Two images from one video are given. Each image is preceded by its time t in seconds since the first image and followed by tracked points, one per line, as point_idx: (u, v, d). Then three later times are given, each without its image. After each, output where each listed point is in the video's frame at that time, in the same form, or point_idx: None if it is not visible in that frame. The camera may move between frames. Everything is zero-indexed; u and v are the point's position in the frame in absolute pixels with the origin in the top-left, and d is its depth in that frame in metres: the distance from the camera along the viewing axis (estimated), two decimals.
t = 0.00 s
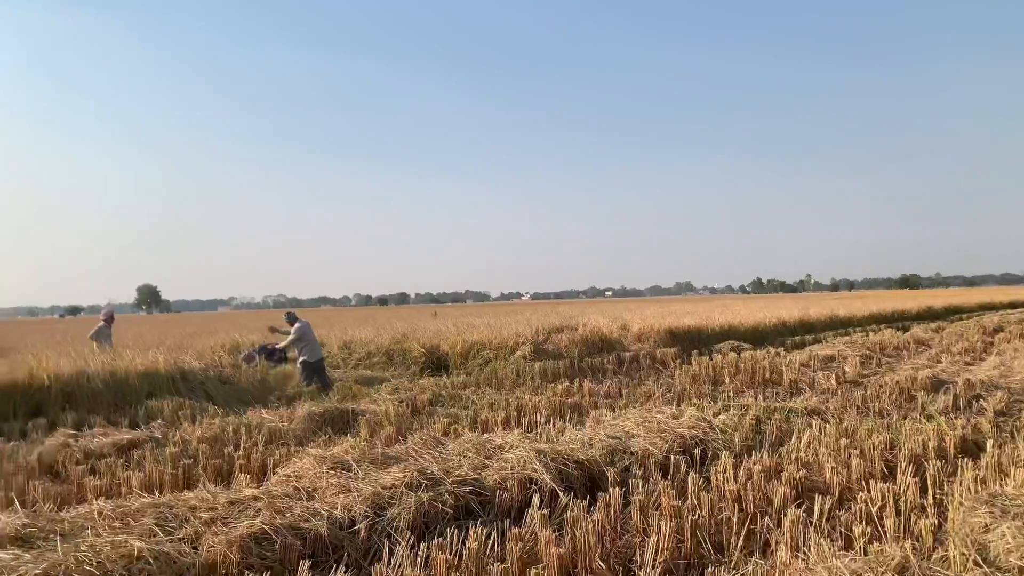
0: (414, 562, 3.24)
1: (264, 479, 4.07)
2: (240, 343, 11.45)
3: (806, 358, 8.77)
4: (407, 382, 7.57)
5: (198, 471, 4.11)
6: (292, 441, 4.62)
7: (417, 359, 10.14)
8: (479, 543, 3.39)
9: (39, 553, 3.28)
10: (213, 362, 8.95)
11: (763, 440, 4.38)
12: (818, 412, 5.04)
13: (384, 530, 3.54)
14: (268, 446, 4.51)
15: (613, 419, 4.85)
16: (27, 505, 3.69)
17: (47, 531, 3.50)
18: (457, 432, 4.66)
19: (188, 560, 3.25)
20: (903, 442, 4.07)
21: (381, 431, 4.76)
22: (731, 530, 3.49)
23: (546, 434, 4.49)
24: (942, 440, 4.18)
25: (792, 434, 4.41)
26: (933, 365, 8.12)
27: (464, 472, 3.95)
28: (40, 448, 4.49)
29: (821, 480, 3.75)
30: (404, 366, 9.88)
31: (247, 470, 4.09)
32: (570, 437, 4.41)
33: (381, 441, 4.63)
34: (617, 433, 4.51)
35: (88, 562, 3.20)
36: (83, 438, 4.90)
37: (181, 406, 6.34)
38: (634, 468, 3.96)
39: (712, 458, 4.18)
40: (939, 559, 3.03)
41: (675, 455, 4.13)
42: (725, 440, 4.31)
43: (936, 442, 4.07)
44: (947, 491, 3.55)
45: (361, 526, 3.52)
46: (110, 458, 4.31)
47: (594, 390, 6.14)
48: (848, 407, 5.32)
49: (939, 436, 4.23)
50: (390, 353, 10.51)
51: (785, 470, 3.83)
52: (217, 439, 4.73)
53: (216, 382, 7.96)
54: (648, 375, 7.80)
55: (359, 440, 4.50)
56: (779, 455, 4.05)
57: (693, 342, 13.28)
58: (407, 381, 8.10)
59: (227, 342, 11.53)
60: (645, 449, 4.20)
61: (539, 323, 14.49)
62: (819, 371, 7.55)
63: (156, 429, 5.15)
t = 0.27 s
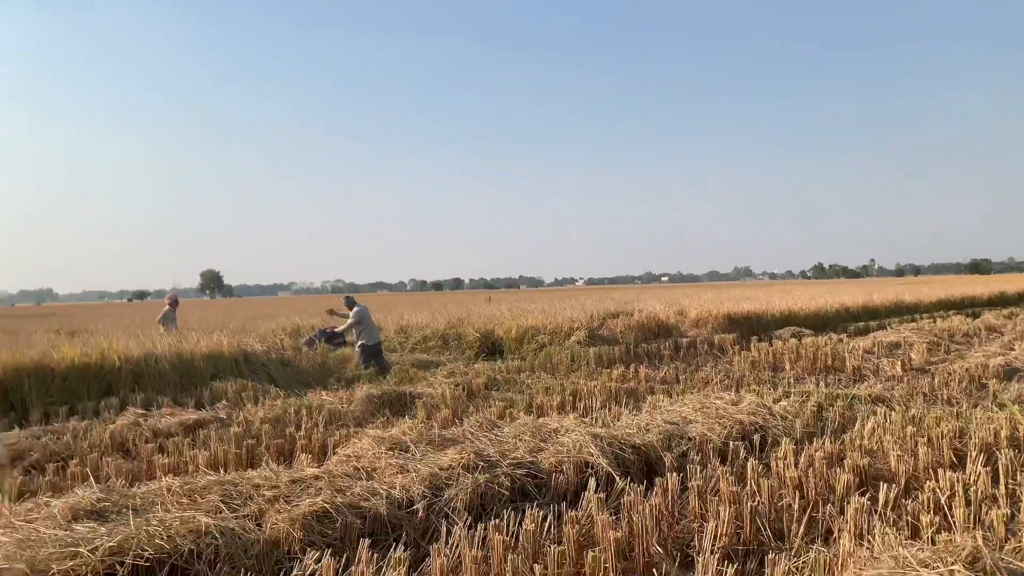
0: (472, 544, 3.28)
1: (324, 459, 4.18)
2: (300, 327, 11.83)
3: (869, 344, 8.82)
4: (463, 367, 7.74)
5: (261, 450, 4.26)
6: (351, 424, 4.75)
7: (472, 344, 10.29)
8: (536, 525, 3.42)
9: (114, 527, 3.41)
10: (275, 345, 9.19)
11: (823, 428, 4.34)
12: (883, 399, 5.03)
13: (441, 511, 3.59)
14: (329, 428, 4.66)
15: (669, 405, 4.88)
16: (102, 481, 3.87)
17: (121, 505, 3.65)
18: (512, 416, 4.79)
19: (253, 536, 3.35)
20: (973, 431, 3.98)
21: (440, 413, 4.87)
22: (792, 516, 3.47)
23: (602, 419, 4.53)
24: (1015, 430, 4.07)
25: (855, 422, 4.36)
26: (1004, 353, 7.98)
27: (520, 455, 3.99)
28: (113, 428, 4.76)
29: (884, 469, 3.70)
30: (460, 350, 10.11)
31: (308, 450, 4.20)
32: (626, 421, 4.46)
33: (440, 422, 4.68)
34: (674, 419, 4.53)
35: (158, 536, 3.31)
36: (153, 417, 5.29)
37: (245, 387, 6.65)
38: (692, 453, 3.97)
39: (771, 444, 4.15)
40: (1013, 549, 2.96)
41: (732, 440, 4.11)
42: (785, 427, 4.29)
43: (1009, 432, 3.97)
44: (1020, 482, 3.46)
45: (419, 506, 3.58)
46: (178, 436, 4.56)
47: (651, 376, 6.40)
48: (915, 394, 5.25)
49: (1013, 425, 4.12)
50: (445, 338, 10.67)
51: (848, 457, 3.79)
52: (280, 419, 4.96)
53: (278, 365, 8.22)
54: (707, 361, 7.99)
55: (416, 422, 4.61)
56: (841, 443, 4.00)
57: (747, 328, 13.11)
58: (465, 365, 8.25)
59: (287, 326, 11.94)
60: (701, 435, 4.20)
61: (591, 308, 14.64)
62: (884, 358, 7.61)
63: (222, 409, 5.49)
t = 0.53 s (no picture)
0: (502, 520, 3.31)
1: (355, 436, 4.23)
2: (329, 305, 11.98)
3: (903, 324, 8.79)
4: (492, 346, 7.83)
5: (293, 427, 4.33)
6: (381, 402, 4.83)
7: (500, 323, 10.36)
8: (564, 502, 3.44)
9: (151, 502, 3.46)
10: (304, 322, 9.29)
11: (855, 408, 4.33)
12: (917, 379, 5.02)
13: (470, 488, 3.62)
14: (359, 406, 4.75)
15: (699, 385, 4.90)
16: (138, 456, 3.95)
17: (157, 481, 3.71)
18: (541, 394, 4.87)
19: (286, 511, 3.40)
20: (1011, 412, 3.94)
21: (471, 391, 4.95)
22: (822, 495, 3.46)
23: (630, 399, 4.54)
24: None
25: (887, 402, 4.35)
26: None
27: (549, 433, 4.01)
28: (148, 406, 4.89)
29: (918, 450, 3.68)
30: (488, 329, 10.21)
31: (339, 427, 4.28)
32: (655, 400, 4.48)
33: (467, 400, 4.80)
34: (703, 398, 4.55)
35: (194, 510, 3.38)
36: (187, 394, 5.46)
37: (276, 365, 6.81)
38: (721, 432, 3.98)
39: (803, 424, 4.14)
40: None
41: (762, 420, 4.11)
42: (816, 406, 4.30)
43: None
44: None
45: (448, 483, 3.61)
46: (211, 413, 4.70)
47: (679, 356, 6.54)
48: (950, 373, 5.23)
49: None
50: (474, 317, 10.74)
51: (881, 438, 3.77)
52: (312, 396, 5.11)
53: (309, 343, 8.34)
54: (736, 341, 8.05)
55: (445, 400, 4.68)
56: (873, 423, 3.98)
57: (775, 309, 13.01)
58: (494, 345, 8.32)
59: (316, 305, 12.09)
60: (731, 415, 4.21)
61: (619, 287, 14.64)
62: (918, 338, 7.60)
63: (254, 386, 5.66)
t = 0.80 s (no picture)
0: (522, 504, 3.32)
1: (375, 420, 4.27)
2: (349, 291, 12.05)
3: (928, 311, 8.72)
4: (511, 332, 7.87)
5: (314, 411, 4.38)
6: (402, 387, 4.88)
7: (519, 309, 10.39)
8: (584, 487, 3.44)
9: (175, 484, 3.46)
10: (325, 308, 9.39)
11: (878, 395, 4.31)
12: (941, 366, 5.00)
13: (490, 472, 3.63)
14: (380, 391, 4.79)
15: (720, 371, 4.90)
16: (163, 440, 3.99)
17: (181, 463, 3.72)
18: (560, 379, 4.89)
19: (308, 494, 3.42)
20: None
21: (491, 377, 4.99)
22: (844, 482, 3.45)
23: (651, 385, 4.55)
24: None
25: (910, 389, 4.33)
26: None
27: (568, 419, 4.02)
28: (171, 390, 4.97)
29: (942, 437, 3.66)
30: (507, 313, 10.25)
31: (361, 412, 4.32)
32: (676, 386, 4.49)
33: (486, 386, 4.84)
34: (724, 384, 4.55)
35: (217, 492, 3.37)
36: (210, 378, 5.55)
37: (297, 349, 6.88)
38: (743, 418, 3.98)
39: (824, 411, 4.13)
40: None
41: (783, 407, 4.11)
42: (839, 393, 4.29)
43: None
44: None
45: (469, 467, 3.62)
46: (233, 397, 4.77)
47: (700, 342, 6.53)
48: (975, 360, 5.20)
49: None
50: (493, 302, 10.75)
51: (904, 425, 3.76)
52: (333, 380, 5.18)
53: (330, 329, 8.40)
54: (758, 327, 8.04)
55: (465, 385, 4.71)
56: (896, 411, 3.96)
57: (795, 295, 12.93)
58: (514, 330, 8.35)
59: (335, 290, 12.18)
60: (752, 401, 4.20)
61: (637, 273, 14.61)
62: (943, 325, 7.55)
63: (276, 370, 5.75)
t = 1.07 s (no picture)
0: (531, 499, 3.32)
1: (384, 415, 4.28)
2: (358, 286, 12.08)
3: (939, 305, 8.70)
4: (520, 327, 7.89)
5: (323, 406, 4.40)
6: (411, 381, 4.90)
7: (528, 304, 10.40)
8: (594, 481, 3.44)
9: (186, 478, 3.48)
10: (335, 302, 9.45)
11: (888, 390, 4.31)
12: (952, 360, 4.99)
13: (499, 466, 3.63)
14: (389, 385, 4.81)
15: (728, 365, 4.90)
16: (173, 434, 4.00)
17: (191, 457, 3.73)
18: (568, 374, 4.90)
19: (317, 489, 3.43)
20: None
21: (500, 371, 5.01)
22: (855, 477, 3.45)
23: (660, 379, 4.56)
24: None
25: (921, 385, 4.33)
26: None
27: (577, 413, 4.02)
28: (182, 384, 5.00)
29: (953, 432, 3.66)
30: (516, 309, 10.27)
31: (370, 407, 4.34)
32: (685, 381, 4.49)
33: (495, 380, 4.86)
34: (734, 379, 4.55)
35: (228, 486, 3.39)
36: (220, 373, 5.58)
37: (306, 344, 6.91)
38: (752, 413, 3.98)
39: (834, 406, 4.13)
40: None
41: (793, 402, 4.10)
42: (849, 387, 4.28)
43: None
44: None
45: (477, 461, 3.61)
46: (243, 391, 4.80)
47: (709, 337, 6.52)
48: (986, 355, 5.18)
49: None
50: (502, 298, 10.77)
51: (915, 420, 3.75)
52: (342, 374, 5.22)
53: (339, 324, 8.43)
54: (767, 322, 8.03)
55: (474, 380, 4.73)
56: (907, 406, 3.95)
57: (805, 291, 12.90)
58: (524, 325, 8.36)
59: (344, 285, 12.22)
60: (761, 396, 4.20)
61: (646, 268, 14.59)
62: (954, 321, 7.53)
63: (285, 365, 5.78)
